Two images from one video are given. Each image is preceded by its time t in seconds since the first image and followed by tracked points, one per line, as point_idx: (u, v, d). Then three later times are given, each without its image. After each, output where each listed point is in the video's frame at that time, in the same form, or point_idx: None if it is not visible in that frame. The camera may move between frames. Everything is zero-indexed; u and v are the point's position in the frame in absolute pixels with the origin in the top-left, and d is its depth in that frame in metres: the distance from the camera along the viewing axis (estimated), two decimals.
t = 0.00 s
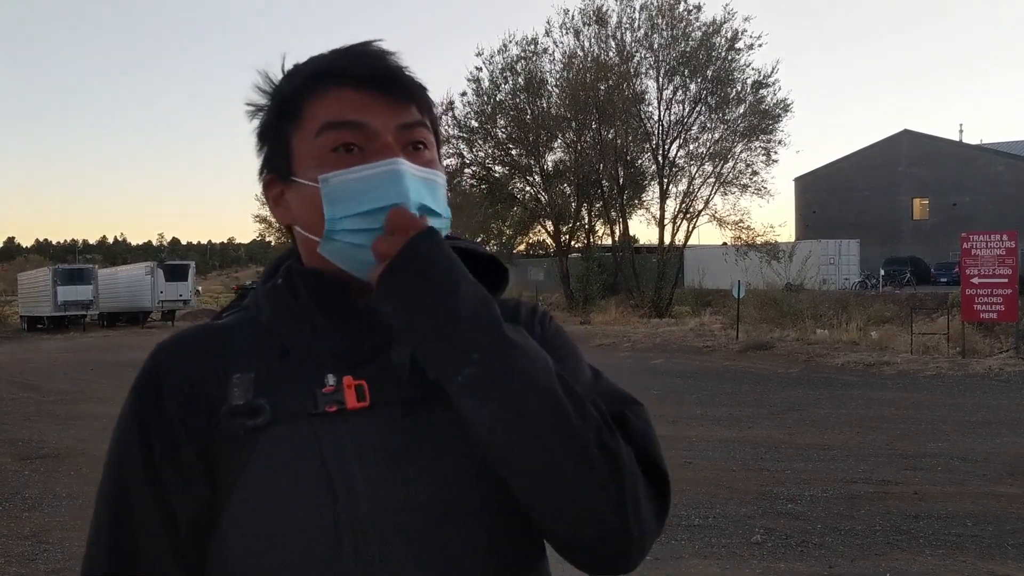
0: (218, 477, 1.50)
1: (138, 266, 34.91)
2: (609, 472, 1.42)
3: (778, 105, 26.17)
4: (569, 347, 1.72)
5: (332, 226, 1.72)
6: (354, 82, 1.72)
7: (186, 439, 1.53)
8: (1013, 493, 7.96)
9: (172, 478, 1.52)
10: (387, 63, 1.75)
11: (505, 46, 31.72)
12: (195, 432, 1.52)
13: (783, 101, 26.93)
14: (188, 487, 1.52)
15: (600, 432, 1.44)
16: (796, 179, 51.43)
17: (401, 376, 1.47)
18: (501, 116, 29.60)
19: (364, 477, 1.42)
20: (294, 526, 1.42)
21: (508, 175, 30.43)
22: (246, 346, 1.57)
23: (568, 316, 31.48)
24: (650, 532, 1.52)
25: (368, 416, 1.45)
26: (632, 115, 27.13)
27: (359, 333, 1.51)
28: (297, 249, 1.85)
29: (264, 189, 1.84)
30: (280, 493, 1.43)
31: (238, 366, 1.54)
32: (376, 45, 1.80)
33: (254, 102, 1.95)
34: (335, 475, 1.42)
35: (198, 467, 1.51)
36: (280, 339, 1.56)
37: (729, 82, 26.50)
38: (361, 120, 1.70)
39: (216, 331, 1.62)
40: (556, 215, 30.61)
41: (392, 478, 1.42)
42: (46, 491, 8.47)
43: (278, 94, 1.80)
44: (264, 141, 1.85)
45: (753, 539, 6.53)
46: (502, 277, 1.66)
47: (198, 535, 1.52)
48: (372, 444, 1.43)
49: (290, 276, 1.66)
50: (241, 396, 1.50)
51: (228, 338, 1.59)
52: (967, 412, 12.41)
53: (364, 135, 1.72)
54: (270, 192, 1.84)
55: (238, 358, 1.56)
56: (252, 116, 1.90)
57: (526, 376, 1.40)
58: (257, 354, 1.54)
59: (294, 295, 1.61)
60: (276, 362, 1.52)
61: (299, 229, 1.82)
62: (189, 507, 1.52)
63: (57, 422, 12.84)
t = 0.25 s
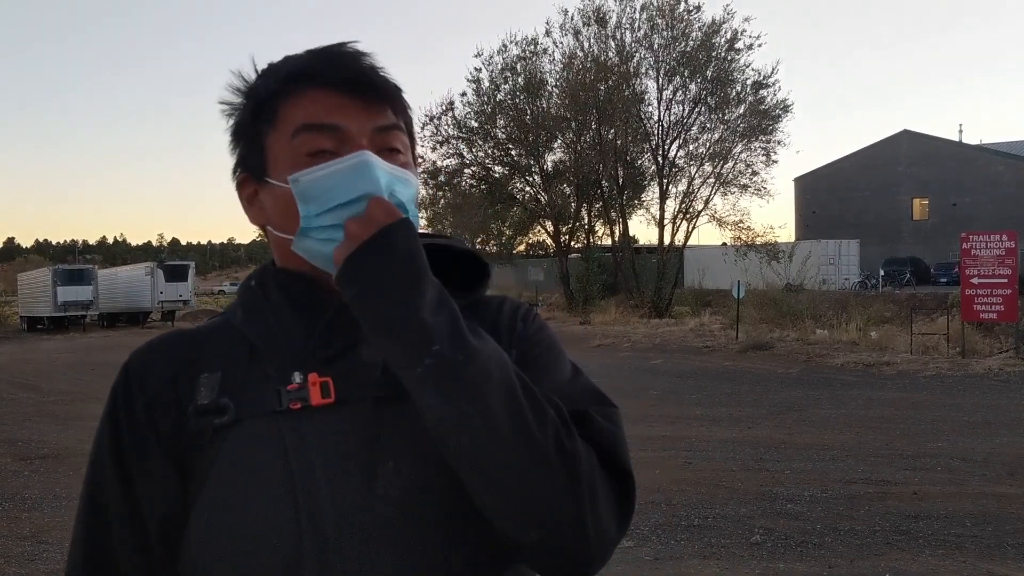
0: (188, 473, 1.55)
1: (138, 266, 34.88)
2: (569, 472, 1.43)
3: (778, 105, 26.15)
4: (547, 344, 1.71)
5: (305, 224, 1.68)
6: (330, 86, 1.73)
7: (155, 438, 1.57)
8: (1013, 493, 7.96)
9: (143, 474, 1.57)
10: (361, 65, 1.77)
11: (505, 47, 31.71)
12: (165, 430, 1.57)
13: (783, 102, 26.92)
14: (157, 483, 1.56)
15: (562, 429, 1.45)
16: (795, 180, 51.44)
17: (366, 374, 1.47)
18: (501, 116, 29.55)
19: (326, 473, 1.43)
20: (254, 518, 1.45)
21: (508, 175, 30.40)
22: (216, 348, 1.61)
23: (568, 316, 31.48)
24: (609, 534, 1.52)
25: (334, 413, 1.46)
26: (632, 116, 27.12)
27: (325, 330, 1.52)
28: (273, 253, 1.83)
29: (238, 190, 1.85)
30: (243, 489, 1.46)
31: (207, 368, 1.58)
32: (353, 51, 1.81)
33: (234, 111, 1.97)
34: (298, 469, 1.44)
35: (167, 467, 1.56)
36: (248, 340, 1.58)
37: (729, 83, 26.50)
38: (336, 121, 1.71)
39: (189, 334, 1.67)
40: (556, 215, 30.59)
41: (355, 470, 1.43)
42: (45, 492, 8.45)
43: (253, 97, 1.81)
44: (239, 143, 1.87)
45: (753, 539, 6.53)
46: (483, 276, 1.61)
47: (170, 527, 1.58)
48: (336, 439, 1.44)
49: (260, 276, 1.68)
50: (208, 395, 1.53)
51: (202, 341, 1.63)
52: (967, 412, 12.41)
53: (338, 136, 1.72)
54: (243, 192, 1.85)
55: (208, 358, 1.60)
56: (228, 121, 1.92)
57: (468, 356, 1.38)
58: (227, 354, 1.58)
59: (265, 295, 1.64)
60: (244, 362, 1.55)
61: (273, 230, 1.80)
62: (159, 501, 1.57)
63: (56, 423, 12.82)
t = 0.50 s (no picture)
0: (177, 476, 1.55)
1: (138, 266, 34.87)
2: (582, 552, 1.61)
3: (779, 105, 26.14)
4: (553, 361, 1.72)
5: (295, 221, 1.83)
6: (325, 84, 1.74)
7: (146, 439, 1.57)
8: (1014, 493, 7.95)
9: (134, 475, 1.58)
10: (355, 60, 1.77)
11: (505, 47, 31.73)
12: (155, 430, 1.57)
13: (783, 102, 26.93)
14: (144, 484, 1.57)
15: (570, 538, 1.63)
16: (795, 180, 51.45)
17: (364, 381, 1.49)
18: (501, 116, 29.54)
19: (316, 482, 1.42)
20: (234, 520, 1.44)
21: (508, 175, 30.33)
22: (208, 349, 1.61)
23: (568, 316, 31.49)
24: None
25: (324, 418, 1.47)
26: (632, 116, 27.13)
27: (318, 334, 1.52)
28: (265, 243, 1.94)
29: (234, 190, 1.91)
30: (231, 492, 1.45)
31: (199, 368, 1.58)
32: (344, 47, 1.79)
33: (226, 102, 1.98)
34: (286, 474, 1.44)
35: (155, 468, 1.57)
36: (242, 344, 1.59)
37: (729, 83, 26.51)
38: (328, 120, 1.75)
39: (180, 336, 1.66)
40: (556, 215, 30.59)
41: (346, 481, 1.42)
42: (45, 493, 8.45)
43: (246, 97, 1.82)
44: (234, 143, 1.89)
45: (753, 540, 6.53)
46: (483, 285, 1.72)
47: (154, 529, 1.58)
48: (327, 445, 1.44)
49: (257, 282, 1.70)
50: (200, 398, 1.53)
51: (194, 342, 1.63)
52: (967, 412, 12.42)
53: (331, 134, 1.77)
54: (240, 192, 1.92)
55: (201, 359, 1.60)
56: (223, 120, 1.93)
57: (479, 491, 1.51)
58: (222, 355, 1.58)
59: (261, 301, 1.65)
60: (237, 366, 1.56)
61: (266, 229, 1.92)
62: (146, 502, 1.58)
63: (56, 424, 12.82)
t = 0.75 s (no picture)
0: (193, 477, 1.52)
1: (138, 267, 34.86)
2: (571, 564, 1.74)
3: (779, 105, 26.14)
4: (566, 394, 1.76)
5: (311, 208, 1.80)
6: (333, 76, 1.78)
7: (165, 437, 1.54)
8: (1014, 493, 7.95)
9: (152, 474, 1.55)
10: (363, 53, 1.81)
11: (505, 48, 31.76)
12: (173, 428, 1.54)
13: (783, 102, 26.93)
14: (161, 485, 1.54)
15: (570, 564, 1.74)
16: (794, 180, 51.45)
17: (387, 391, 1.51)
18: (501, 116, 29.55)
19: (337, 494, 1.43)
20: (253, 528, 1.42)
21: (508, 175, 30.24)
22: (225, 347, 1.60)
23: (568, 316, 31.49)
24: None
25: (348, 429, 1.47)
26: (632, 116, 27.13)
27: (339, 342, 1.54)
28: (286, 240, 1.89)
29: (253, 190, 1.91)
30: (251, 498, 1.43)
31: (218, 370, 1.56)
32: (352, 43, 1.84)
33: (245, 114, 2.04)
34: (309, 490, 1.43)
35: (173, 467, 1.54)
36: (264, 345, 1.58)
37: (729, 83, 26.52)
38: (338, 108, 1.78)
39: (201, 333, 1.64)
40: (556, 215, 30.57)
41: (370, 499, 1.43)
42: (44, 493, 8.45)
43: (262, 99, 1.87)
44: (252, 145, 1.91)
45: (753, 540, 6.53)
46: (502, 302, 1.77)
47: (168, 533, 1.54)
48: (353, 458, 1.44)
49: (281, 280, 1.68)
50: (221, 399, 1.51)
51: (212, 339, 1.62)
52: (967, 412, 12.42)
53: (344, 122, 1.79)
54: (259, 193, 1.92)
55: (223, 358, 1.58)
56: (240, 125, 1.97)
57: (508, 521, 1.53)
58: (242, 357, 1.57)
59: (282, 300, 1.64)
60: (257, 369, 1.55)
61: (285, 223, 1.89)
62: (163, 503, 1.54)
63: (55, 424, 12.82)
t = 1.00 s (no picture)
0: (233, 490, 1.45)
1: (138, 267, 34.88)
2: None
3: (779, 106, 26.18)
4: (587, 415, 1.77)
5: (362, 211, 1.70)
6: (380, 83, 1.76)
7: (203, 443, 1.47)
8: (1015, 493, 7.95)
9: (191, 479, 1.47)
10: (406, 62, 1.80)
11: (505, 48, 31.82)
12: (214, 438, 1.47)
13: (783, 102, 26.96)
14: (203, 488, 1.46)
15: None
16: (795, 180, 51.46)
17: (420, 412, 1.48)
18: (501, 117, 29.60)
19: (375, 517, 1.40)
20: (300, 544, 1.36)
21: (508, 176, 30.18)
22: (265, 354, 1.53)
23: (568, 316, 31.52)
24: None
25: (385, 451, 1.45)
26: (632, 116, 27.14)
27: (383, 356, 1.51)
28: (332, 252, 1.77)
29: (298, 205, 1.82)
30: (293, 516, 1.38)
31: (259, 379, 1.50)
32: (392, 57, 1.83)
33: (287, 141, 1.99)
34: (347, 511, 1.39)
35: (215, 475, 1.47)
36: (301, 351, 1.53)
37: (729, 83, 26.54)
38: (387, 114, 1.75)
39: (232, 334, 1.56)
40: (557, 215, 30.59)
41: (399, 523, 1.42)
42: (46, 492, 8.47)
43: (306, 116, 1.84)
44: (295, 167, 1.86)
45: (753, 540, 6.53)
46: (533, 320, 1.77)
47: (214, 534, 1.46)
48: (389, 481, 1.43)
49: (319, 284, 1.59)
50: (263, 413, 1.45)
51: (253, 345, 1.54)
52: (968, 412, 12.43)
53: (392, 128, 1.75)
54: (303, 212, 1.83)
55: (262, 367, 1.51)
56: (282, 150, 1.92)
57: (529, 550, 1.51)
58: (284, 367, 1.51)
59: (321, 303, 1.57)
60: (301, 380, 1.50)
61: (331, 235, 1.77)
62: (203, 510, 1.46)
63: (57, 424, 12.86)
